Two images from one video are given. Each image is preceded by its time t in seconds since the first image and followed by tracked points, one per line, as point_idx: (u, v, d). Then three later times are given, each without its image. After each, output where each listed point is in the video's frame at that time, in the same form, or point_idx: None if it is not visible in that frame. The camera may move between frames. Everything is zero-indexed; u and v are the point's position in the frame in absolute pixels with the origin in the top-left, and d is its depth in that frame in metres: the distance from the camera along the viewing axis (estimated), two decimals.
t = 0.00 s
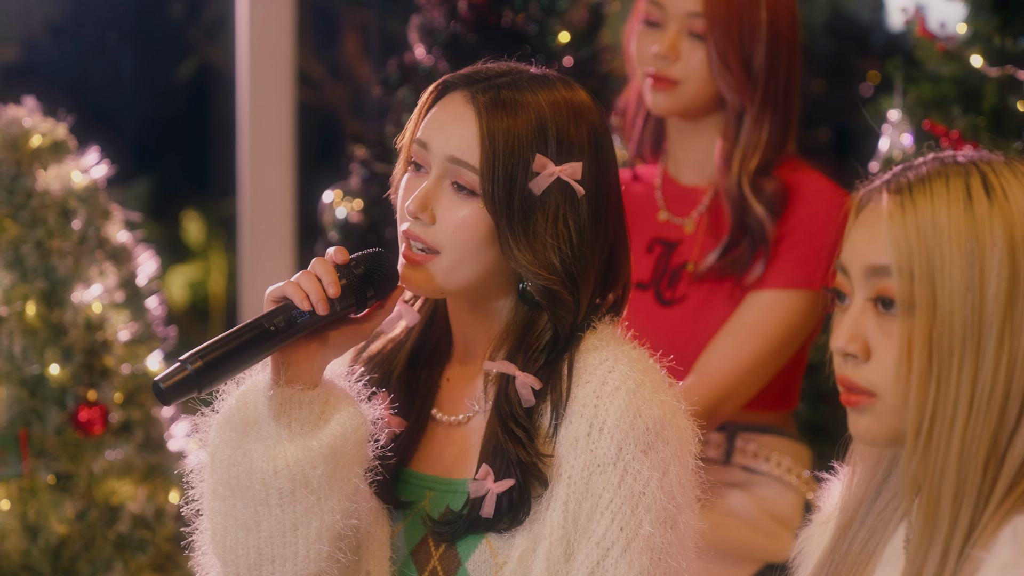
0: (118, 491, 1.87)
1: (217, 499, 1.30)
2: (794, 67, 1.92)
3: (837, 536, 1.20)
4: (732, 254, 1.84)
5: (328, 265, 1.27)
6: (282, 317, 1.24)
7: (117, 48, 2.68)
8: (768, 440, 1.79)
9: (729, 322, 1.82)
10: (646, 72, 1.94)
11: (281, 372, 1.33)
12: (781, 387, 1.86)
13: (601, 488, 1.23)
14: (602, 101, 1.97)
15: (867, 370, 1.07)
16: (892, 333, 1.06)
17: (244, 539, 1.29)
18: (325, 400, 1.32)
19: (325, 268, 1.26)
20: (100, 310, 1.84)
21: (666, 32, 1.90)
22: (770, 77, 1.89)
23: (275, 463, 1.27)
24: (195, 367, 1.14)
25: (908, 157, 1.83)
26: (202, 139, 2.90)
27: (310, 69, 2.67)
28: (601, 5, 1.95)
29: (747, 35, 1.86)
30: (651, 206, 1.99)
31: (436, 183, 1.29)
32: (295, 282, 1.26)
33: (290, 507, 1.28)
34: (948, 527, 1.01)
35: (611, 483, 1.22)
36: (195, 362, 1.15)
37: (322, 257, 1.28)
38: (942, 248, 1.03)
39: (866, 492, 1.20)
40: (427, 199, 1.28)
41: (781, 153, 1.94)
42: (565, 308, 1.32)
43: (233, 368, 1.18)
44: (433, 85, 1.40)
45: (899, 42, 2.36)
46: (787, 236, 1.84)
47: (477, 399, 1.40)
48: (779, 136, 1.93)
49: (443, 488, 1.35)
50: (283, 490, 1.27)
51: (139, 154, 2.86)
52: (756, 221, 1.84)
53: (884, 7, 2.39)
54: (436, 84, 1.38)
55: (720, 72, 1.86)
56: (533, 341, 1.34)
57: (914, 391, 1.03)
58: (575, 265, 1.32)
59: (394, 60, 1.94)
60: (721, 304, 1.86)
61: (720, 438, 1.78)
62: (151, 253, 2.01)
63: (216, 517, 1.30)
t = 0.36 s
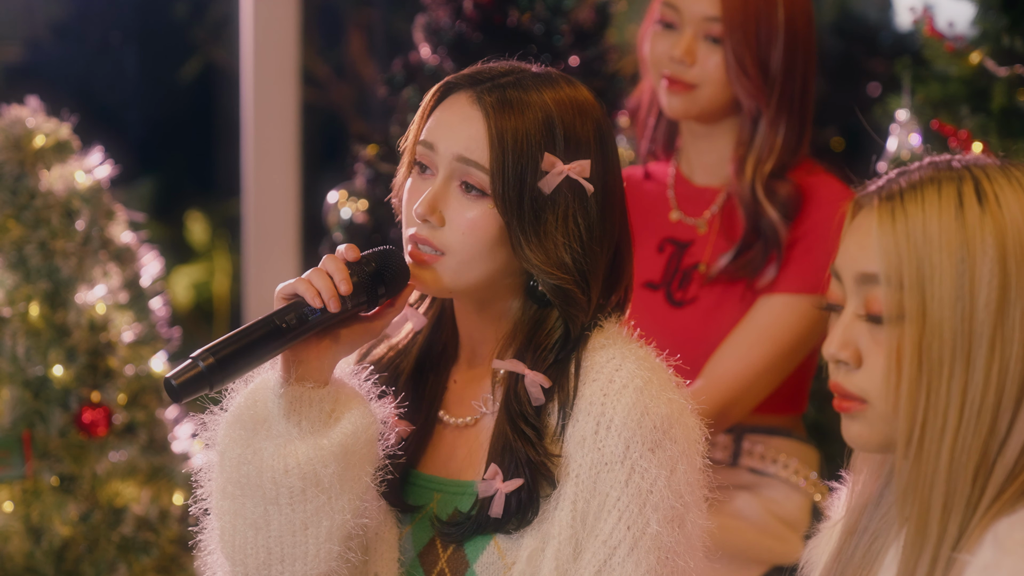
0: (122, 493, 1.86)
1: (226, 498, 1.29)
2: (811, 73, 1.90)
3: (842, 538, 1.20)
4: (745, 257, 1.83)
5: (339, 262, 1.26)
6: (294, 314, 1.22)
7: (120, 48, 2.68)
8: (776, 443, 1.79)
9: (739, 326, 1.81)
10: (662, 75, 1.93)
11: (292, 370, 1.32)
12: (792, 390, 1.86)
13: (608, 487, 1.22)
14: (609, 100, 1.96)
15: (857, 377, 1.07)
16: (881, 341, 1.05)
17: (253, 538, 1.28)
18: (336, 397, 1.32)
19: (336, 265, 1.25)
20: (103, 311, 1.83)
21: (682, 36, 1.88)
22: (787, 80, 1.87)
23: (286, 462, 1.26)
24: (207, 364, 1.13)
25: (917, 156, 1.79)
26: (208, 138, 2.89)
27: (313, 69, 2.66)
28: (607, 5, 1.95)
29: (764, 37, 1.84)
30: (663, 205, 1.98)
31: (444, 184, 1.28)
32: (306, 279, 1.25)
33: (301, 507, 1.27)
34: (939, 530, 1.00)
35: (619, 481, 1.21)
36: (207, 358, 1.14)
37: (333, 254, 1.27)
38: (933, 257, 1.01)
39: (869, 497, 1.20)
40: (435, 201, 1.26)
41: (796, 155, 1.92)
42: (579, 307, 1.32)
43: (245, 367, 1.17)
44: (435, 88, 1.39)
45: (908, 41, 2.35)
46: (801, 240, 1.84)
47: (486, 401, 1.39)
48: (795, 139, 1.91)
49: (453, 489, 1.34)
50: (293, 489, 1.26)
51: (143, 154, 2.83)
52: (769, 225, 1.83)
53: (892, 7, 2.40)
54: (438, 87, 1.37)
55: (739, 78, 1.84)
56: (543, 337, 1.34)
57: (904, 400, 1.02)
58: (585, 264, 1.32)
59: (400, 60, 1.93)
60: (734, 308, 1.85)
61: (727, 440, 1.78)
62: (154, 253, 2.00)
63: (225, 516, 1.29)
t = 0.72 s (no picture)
0: (124, 495, 1.85)
1: (230, 497, 1.28)
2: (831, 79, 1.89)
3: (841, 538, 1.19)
4: (759, 261, 1.83)
5: (342, 258, 1.25)
6: (297, 310, 1.21)
7: (123, 47, 2.69)
8: (790, 446, 1.78)
9: (753, 330, 1.80)
10: (682, 73, 1.91)
11: (295, 367, 1.31)
12: (800, 395, 1.85)
13: (613, 491, 1.21)
14: (614, 99, 1.94)
15: (853, 382, 1.05)
16: (879, 348, 1.04)
17: (258, 536, 1.27)
18: (339, 395, 1.31)
19: (338, 261, 1.24)
20: (106, 312, 1.82)
21: (705, 36, 1.86)
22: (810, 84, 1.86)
23: (291, 459, 1.25)
24: (210, 359, 1.12)
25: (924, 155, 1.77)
26: (210, 138, 2.88)
27: (317, 68, 2.66)
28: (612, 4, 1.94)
29: (790, 38, 1.82)
30: (675, 203, 1.96)
31: (436, 179, 1.28)
32: (310, 274, 1.25)
33: (306, 504, 1.26)
34: (932, 536, 1.00)
35: (622, 486, 1.20)
36: (211, 353, 1.13)
37: (337, 250, 1.27)
38: (930, 265, 1.00)
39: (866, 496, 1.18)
40: (427, 197, 1.26)
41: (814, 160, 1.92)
42: (564, 304, 1.30)
43: (249, 362, 1.16)
44: (436, 82, 1.37)
45: (915, 41, 2.35)
46: (816, 245, 1.84)
47: (491, 404, 1.38)
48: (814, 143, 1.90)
49: (457, 493, 1.33)
50: (299, 486, 1.26)
51: (145, 154, 2.83)
52: (787, 231, 1.83)
53: (899, 6, 2.39)
54: (435, 84, 1.35)
55: (762, 82, 1.83)
56: (539, 344, 1.33)
57: (901, 408, 1.01)
58: (577, 262, 1.29)
59: (404, 59, 1.92)
60: (746, 312, 1.85)
61: (735, 443, 1.78)
62: (157, 254, 1.99)
63: (229, 514, 1.28)
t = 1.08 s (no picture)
0: (122, 495, 1.84)
1: (230, 497, 1.27)
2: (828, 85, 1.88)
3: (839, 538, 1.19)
4: (756, 261, 1.81)
5: (344, 257, 1.25)
6: (299, 309, 1.21)
7: (121, 44, 2.66)
8: (787, 444, 1.77)
9: (750, 329, 1.80)
10: (675, 69, 1.90)
11: (297, 366, 1.30)
12: (801, 392, 1.84)
13: (611, 484, 1.20)
14: (615, 98, 1.93)
15: (859, 381, 1.04)
16: (887, 348, 1.02)
17: (258, 537, 1.26)
18: (341, 394, 1.30)
19: (341, 260, 1.24)
20: (104, 311, 1.81)
21: (699, 31, 1.85)
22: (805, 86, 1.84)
23: (292, 459, 1.24)
24: (212, 359, 1.11)
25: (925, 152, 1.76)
26: (209, 137, 2.87)
27: (317, 67, 2.64)
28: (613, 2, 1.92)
29: (784, 44, 1.82)
30: (671, 202, 1.96)
31: (446, 181, 1.26)
32: (311, 274, 1.24)
33: (307, 504, 1.25)
34: (934, 535, 0.99)
35: (622, 480, 1.19)
36: (212, 353, 1.12)
37: (339, 250, 1.26)
38: (941, 265, 0.99)
39: (865, 493, 1.17)
40: (438, 199, 1.24)
41: (810, 161, 1.90)
42: (588, 294, 1.30)
43: (251, 361, 1.15)
44: (426, 88, 1.36)
45: (917, 38, 2.34)
46: (813, 241, 1.83)
47: (494, 403, 1.37)
48: (808, 148, 1.89)
49: (459, 492, 1.32)
50: (299, 486, 1.25)
51: (145, 153, 2.82)
52: (782, 230, 1.81)
53: (901, 4, 2.37)
54: (431, 84, 1.34)
55: (754, 81, 1.82)
56: (552, 327, 1.32)
57: (909, 413, 1.00)
58: (592, 248, 1.30)
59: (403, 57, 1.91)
60: (743, 312, 1.83)
61: (735, 442, 1.76)
62: (156, 253, 1.98)
63: (230, 515, 1.27)
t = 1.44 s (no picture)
0: (120, 496, 1.82)
1: (228, 501, 1.26)
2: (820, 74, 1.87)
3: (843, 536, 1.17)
4: (749, 258, 1.80)
5: (337, 259, 1.24)
6: (293, 311, 1.20)
7: (118, 42, 2.66)
8: (786, 442, 1.76)
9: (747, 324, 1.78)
10: (665, 67, 1.89)
11: (291, 369, 1.30)
12: (801, 388, 1.84)
13: (619, 490, 1.19)
14: (615, 96, 1.92)
15: (871, 378, 1.01)
16: (900, 345, 1.00)
17: (257, 541, 1.26)
18: (337, 397, 1.29)
19: (334, 262, 1.23)
20: (101, 311, 1.80)
21: (688, 29, 1.85)
22: (795, 84, 1.84)
23: (288, 462, 1.23)
24: (205, 362, 1.11)
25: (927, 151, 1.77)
26: (208, 135, 2.86)
27: (316, 65, 2.63)
28: None
29: (773, 42, 1.81)
30: (664, 203, 1.95)
31: (432, 177, 1.26)
32: (304, 276, 1.23)
33: (304, 508, 1.24)
34: (948, 532, 0.97)
35: (628, 486, 1.18)
36: (205, 356, 1.11)
37: (332, 252, 1.25)
38: (958, 264, 0.97)
39: (868, 493, 1.17)
40: (425, 194, 1.24)
41: (801, 155, 1.89)
42: (574, 286, 1.29)
43: (245, 363, 1.15)
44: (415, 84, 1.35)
45: (920, 36, 2.32)
46: (805, 236, 1.81)
47: (496, 405, 1.37)
48: (800, 139, 1.88)
49: (463, 495, 1.32)
50: (296, 489, 1.24)
51: (143, 151, 2.80)
52: (773, 225, 1.80)
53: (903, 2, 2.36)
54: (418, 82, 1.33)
55: (744, 77, 1.81)
56: (546, 324, 1.32)
57: (924, 410, 0.98)
58: (580, 238, 1.29)
59: (402, 54, 1.89)
60: (737, 308, 1.82)
61: (736, 441, 1.75)
62: (153, 252, 1.97)
63: (228, 519, 1.26)
